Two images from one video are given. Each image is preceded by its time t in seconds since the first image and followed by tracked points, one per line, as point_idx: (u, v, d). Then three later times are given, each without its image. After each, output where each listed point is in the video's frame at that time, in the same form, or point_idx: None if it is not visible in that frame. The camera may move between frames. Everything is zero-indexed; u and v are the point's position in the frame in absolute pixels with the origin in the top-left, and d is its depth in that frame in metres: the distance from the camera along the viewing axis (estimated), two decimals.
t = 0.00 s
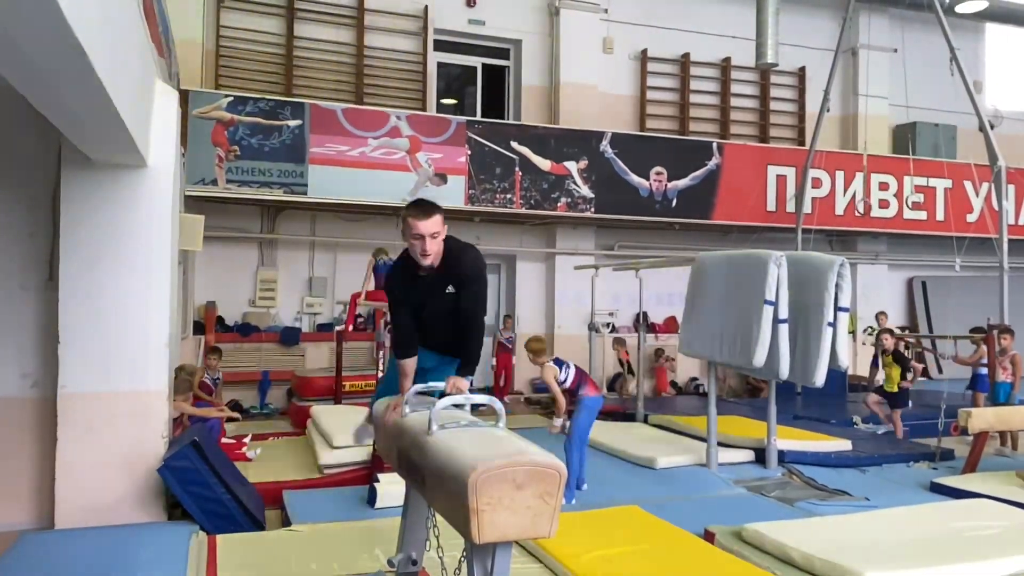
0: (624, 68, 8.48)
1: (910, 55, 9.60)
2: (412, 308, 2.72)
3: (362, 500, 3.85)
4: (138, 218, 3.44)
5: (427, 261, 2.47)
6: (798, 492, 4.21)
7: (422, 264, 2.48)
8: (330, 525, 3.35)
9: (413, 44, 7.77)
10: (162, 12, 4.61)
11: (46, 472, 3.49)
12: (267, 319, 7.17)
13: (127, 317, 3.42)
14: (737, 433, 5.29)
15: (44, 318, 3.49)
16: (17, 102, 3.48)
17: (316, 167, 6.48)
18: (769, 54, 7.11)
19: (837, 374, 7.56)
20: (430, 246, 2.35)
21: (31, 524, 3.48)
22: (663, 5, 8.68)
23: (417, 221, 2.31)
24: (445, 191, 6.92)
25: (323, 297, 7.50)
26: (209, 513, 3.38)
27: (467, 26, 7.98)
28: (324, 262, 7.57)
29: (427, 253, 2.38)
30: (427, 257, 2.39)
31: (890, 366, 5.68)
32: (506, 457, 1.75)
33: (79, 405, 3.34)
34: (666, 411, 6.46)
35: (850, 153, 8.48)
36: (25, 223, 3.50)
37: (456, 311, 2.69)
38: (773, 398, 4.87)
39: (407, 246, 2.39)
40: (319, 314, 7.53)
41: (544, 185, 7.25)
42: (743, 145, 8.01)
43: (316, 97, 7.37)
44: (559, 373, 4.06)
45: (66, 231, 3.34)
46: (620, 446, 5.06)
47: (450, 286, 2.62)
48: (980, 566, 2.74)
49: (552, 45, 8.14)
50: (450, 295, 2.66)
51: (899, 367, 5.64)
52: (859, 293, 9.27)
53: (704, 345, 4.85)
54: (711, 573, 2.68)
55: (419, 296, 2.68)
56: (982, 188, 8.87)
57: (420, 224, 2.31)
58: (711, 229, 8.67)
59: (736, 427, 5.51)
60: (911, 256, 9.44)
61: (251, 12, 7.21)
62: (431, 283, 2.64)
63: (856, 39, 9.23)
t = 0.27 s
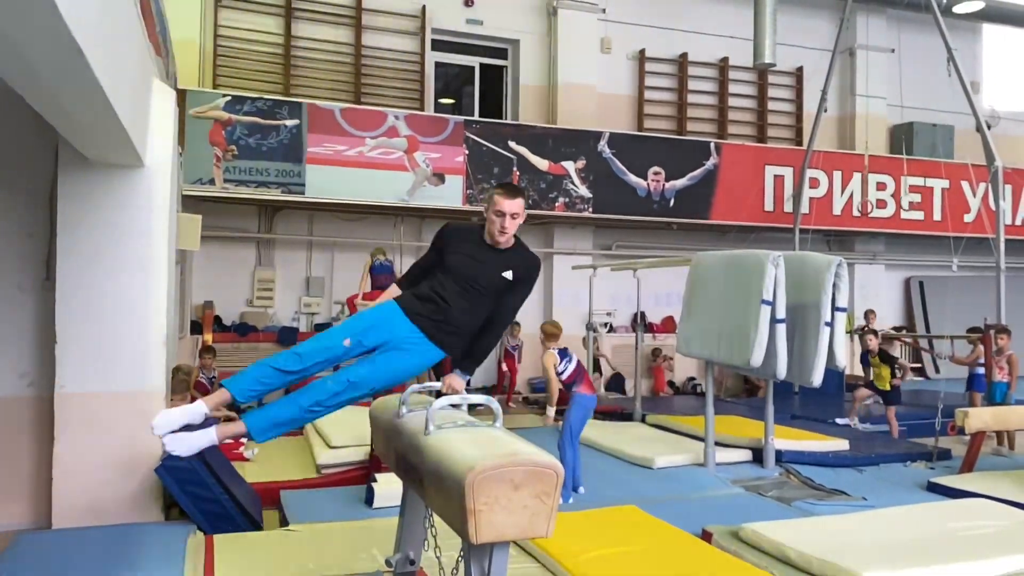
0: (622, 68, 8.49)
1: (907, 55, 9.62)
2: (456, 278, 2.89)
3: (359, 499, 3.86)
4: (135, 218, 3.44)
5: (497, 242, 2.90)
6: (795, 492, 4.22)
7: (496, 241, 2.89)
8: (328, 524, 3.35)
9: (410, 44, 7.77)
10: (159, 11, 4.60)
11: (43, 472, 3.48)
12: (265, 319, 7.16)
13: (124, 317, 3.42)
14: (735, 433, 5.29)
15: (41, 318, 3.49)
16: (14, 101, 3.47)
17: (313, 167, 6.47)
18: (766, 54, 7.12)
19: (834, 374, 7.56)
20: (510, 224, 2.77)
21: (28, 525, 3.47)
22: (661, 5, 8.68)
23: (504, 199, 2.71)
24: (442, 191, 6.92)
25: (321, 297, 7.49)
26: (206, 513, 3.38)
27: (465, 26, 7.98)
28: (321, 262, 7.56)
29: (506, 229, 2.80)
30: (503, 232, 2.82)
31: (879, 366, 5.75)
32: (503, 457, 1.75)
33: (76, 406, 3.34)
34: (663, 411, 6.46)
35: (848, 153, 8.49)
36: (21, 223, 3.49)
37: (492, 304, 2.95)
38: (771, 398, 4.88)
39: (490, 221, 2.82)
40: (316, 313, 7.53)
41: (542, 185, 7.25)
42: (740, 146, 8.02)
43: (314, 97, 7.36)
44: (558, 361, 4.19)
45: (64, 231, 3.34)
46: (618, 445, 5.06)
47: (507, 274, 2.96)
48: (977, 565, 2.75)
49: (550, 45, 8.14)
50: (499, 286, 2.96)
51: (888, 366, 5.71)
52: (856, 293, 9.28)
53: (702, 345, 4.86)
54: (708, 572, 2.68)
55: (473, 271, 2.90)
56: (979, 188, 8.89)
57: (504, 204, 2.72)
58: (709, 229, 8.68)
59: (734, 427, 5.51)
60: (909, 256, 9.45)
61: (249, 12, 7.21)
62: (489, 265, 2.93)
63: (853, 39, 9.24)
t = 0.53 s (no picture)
0: (623, 67, 8.48)
1: (908, 53, 9.61)
2: (438, 286, 2.21)
3: (360, 498, 3.86)
4: (136, 217, 3.44)
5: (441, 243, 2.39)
6: (796, 491, 4.22)
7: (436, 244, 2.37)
8: (329, 523, 3.35)
9: (411, 43, 7.76)
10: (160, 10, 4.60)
11: (45, 471, 3.49)
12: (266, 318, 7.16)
13: (125, 317, 3.42)
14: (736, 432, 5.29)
15: (42, 317, 3.49)
16: (15, 101, 3.47)
17: (314, 166, 6.47)
18: (767, 52, 7.11)
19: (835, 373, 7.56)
20: (444, 223, 2.27)
21: (29, 523, 3.48)
22: (662, 3, 8.68)
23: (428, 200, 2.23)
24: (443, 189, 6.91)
25: (322, 295, 7.50)
26: (208, 511, 3.38)
27: (466, 25, 7.98)
28: (322, 261, 7.57)
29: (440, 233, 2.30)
30: (441, 232, 2.29)
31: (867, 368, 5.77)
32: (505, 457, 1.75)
33: (77, 404, 3.34)
34: (664, 410, 6.46)
35: (849, 151, 8.48)
36: (22, 222, 3.49)
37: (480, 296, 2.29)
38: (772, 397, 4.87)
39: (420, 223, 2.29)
40: (317, 312, 7.53)
41: (543, 183, 7.24)
42: (741, 144, 8.02)
43: (315, 96, 7.36)
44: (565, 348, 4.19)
45: (66, 230, 3.34)
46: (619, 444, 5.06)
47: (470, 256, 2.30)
48: (978, 564, 2.74)
49: (551, 43, 8.14)
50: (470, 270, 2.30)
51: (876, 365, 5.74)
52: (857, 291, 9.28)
53: (702, 344, 4.86)
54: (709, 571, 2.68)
55: (442, 269, 2.24)
56: (980, 187, 8.88)
57: (432, 201, 2.23)
58: (709, 228, 8.67)
59: (735, 425, 5.51)
60: (909, 254, 9.45)
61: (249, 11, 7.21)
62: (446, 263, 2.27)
63: (855, 38, 9.24)
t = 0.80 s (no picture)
0: (623, 66, 8.48)
1: (908, 53, 9.61)
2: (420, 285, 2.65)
3: (361, 498, 3.86)
4: (137, 217, 3.44)
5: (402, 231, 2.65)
6: (797, 490, 4.21)
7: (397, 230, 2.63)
8: (330, 523, 3.35)
9: (411, 43, 7.76)
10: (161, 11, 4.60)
11: (46, 471, 3.49)
12: (266, 318, 7.16)
13: (126, 317, 3.42)
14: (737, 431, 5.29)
15: (44, 317, 3.49)
16: (16, 101, 3.48)
17: (314, 166, 6.47)
18: (768, 52, 7.10)
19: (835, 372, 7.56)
20: (411, 214, 2.53)
21: (30, 524, 3.48)
22: (663, 3, 8.67)
23: (392, 186, 2.48)
24: (444, 189, 6.91)
25: (322, 296, 7.50)
26: (209, 512, 3.38)
27: (466, 25, 7.98)
28: (323, 261, 7.57)
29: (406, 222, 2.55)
30: (409, 224, 2.55)
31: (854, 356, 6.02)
32: (506, 457, 1.75)
33: (78, 404, 3.34)
34: (665, 409, 6.46)
35: (850, 151, 8.48)
36: (24, 222, 3.49)
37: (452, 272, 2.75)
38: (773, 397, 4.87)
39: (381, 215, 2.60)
40: (318, 312, 7.53)
41: (544, 183, 7.24)
42: (741, 144, 8.01)
43: (315, 96, 7.36)
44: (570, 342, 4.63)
45: (66, 230, 3.34)
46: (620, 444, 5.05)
47: (437, 237, 2.70)
48: (979, 564, 2.74)
49: (551, 43, 8.14)
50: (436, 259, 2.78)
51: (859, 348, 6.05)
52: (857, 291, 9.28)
53: (703, 343, 4.86)
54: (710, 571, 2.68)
55: (415, 265, 2.63)
56: (981, 186, 8.88)
57: (407, 194, 2.45)
58: (710, 227, 8.67)
59: (736, 425, 5.51)
60: (910, 254, 9.45)
61: (249, 11, 7.20)
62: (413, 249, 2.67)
63: (855, 37, 9.23)
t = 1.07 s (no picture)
0: (620, 67, 8.48)
1: (905, 54, 9.63)
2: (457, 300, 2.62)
3: (358, 499, 3.86)
4: (133, 218, 3.43)
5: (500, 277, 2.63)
6: (794, 490, 4.22)
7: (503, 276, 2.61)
8: (327, 524, 3.35)
9: (408, 43, 7.76)
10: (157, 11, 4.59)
11: (42, 473, 3.48)
12: (263, 319, 7.15)
13: (123, 318, 3.42)
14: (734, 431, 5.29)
15: (40, 317, 3.49)
16: (11, 101, 3.47)
17: (311, 167, 6.46)
18: (764, 52, 7.11)
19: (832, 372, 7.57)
20: (532, 293, 2.67)
21: (27, 525, 3.47)
22: (659, 3, 8.68)
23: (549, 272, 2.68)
24: (441, 190, 6.91)
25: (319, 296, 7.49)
26: (205, 513, 3.38)
27: (463, 25, 7.98)
28: (320, 261, 7.56)
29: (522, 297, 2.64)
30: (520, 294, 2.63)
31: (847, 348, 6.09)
32: (503, 457, 1.75)
33: (74, 405, 3.34)
34: (662, 410, 6.46)
35: (846, 151, 8.49)
36: (20, 223, 3.49)
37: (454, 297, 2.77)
38: (770, 397, 4.88)
39: (514, 272, 2.59)
40: (315, 313, 7.52)
41: (541, 184, 7.24)
42: (738, 144, 8.02)
43: (312, 96, 7.35)
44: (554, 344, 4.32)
45: (62, 231, 3.34)
46: (617, 444, 5.05)
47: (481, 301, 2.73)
48: (975, 563, 2.75)
49: (548, 44, 8.14)
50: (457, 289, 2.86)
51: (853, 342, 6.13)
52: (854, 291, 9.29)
53: (701, 343, 4.86)
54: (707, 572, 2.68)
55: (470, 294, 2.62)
56: (977, 186, 8.90)
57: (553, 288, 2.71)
58: (707, 228, 8.68)
59: (734, 425, 5.51)
60: (906, 254, 9.46)
61: (246, 11, 7.19)
62: (482, 296, 2.68)
63: (852, 38, 9.25)
